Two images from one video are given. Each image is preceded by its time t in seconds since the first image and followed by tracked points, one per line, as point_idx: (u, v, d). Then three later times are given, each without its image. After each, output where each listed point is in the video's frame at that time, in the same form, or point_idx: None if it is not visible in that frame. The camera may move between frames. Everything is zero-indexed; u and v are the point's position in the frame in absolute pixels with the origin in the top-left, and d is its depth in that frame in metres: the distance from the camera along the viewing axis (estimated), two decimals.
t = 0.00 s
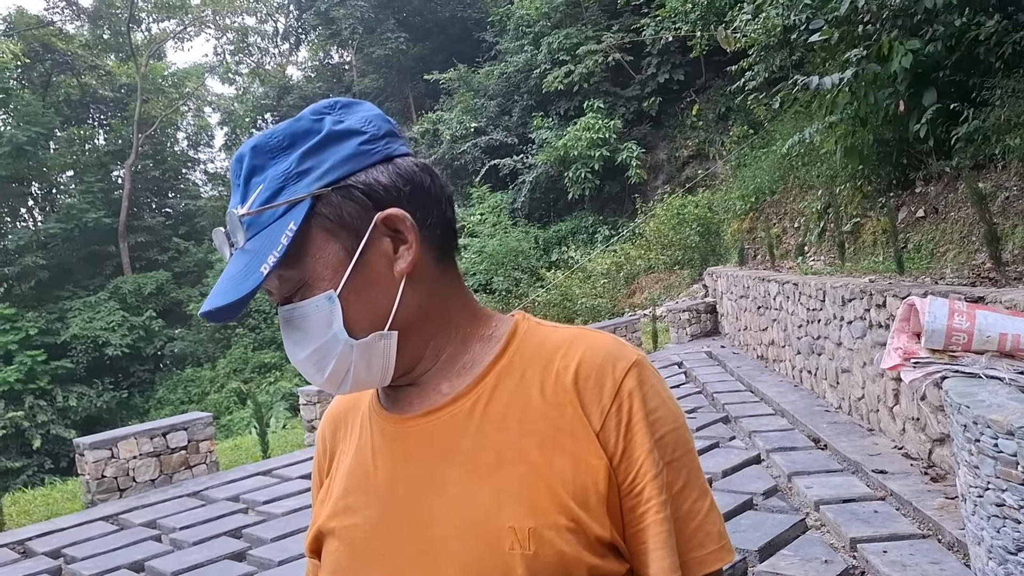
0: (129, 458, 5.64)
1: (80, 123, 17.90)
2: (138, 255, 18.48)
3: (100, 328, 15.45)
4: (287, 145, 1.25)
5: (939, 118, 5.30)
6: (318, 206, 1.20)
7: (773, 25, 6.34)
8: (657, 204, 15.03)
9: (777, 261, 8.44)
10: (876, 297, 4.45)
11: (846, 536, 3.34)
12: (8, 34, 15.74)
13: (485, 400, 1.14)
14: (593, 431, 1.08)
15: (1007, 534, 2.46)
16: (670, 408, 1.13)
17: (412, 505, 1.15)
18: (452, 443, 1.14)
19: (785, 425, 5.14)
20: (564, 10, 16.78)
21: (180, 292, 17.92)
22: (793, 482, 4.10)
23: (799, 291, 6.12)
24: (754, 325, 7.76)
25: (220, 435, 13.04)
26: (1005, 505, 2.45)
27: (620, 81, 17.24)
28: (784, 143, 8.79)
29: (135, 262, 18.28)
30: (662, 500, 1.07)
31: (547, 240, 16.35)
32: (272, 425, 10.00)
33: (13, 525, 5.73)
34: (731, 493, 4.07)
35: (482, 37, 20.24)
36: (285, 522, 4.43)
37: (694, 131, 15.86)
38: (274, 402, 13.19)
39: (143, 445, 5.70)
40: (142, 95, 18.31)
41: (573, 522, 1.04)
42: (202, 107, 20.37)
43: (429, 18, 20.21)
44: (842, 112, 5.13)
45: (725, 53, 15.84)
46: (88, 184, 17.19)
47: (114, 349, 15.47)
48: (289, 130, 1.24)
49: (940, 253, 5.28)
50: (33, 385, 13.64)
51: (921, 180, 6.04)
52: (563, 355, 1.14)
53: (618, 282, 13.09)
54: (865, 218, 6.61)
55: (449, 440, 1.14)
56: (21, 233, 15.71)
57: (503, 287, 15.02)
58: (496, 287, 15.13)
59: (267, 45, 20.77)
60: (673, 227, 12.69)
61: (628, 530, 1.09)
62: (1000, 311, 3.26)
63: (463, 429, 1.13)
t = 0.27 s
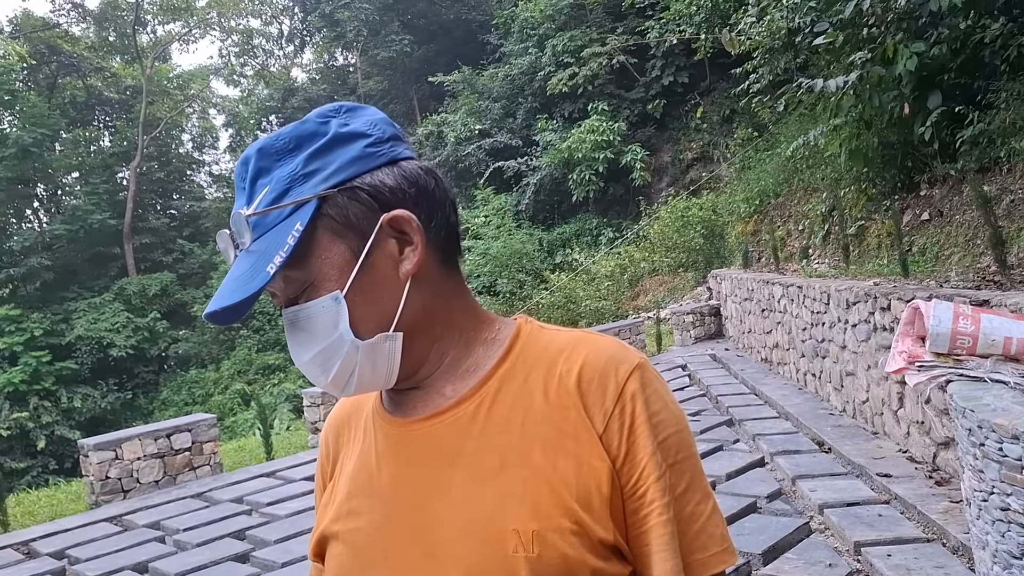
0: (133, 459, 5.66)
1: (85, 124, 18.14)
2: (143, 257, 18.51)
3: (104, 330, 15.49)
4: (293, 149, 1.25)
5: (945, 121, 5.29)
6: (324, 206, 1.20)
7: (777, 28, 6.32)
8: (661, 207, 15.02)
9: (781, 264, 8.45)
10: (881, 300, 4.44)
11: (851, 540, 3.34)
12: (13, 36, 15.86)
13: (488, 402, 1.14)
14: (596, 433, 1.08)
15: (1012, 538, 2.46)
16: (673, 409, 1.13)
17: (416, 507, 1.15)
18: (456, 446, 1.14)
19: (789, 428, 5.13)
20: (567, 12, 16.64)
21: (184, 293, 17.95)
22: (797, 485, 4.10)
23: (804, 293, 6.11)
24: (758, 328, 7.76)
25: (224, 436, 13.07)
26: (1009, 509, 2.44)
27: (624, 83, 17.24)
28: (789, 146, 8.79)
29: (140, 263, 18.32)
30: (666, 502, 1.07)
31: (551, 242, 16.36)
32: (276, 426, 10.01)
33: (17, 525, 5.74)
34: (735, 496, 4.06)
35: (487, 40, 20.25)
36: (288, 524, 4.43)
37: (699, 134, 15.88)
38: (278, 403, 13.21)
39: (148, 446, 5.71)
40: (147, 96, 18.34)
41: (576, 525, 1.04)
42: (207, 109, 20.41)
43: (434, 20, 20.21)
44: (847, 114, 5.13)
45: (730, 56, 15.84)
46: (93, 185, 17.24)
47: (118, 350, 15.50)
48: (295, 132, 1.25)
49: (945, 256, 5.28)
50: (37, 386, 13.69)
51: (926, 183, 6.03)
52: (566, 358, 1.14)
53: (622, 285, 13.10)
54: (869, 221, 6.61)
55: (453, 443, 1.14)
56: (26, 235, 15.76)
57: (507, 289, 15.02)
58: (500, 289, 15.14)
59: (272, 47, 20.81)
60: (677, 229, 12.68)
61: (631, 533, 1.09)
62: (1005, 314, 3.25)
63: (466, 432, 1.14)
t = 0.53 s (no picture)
0: (135, 461, 5.66)
1: (88, 126, 18.22)
2: (145, 259, 18.51)
3: (106, 331, 15.50)
4: (296, 150, 1.24)
5: (946, 123, 5.29)
6: (327, 208, 1.20)
7: (779, 30, 6.34)
8: (663, 209, 15.01)
9: (783, 266, 8.45)
10: (882, 302, 4.44)
11: (853, 543, 3.33)
12: (15, 39, 15.89)
13: (488, 406, 1.14)
14: (595, 437, 1.08)
15: (1014, 542, 2.45)
16: (671, 413, 1.14)
17: (416, 510, 1.15)
18: (454, 450, 1.14)
19: (791, 430, 5.13)
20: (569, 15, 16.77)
21: (186, 295, 17.96)
22: (799, 488, 4.09)
23: (805, 296, 6.11)
24: (759, 330, 7.75)
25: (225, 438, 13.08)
26: (1011, 512, 2.44)
27: (626, 86, 17.25)
28: (790, 148, 8.79)
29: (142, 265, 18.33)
30: (664, 505, 1.07)
31: (552, 244, 16.36)
32: (278, 429, 10.01)
33: (19, 528, 5.75)
34: (736, 499, 4.06)
35: (488, 42, 20.27)
36: (290, 526, 4.43)
37: (700, 136, 15.89)
38: (280, 405, 13.22)
39: (149, 448, 5.71)
40: (149, 99, 18.36)
41: (576, 528, 1.04)
42: (209, 111, 20.43)
43: (435, 22, 20.26)
44: (848, 116, 5.13)
45: (732, 58, 15.85)
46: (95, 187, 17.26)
47: (120, 352, 15.51)
48: (296, 134, 1.24)
49: (947, 258, 5.28)
50: (39, 388, 13.70)
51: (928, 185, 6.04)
52: (566, 361, 1.14)
53: (623, 287, 13.09)
54: (872, 223, 6.61)
55: (452, 446, 1.14)
56: (28, 236, 15.78)
57: (509, 290, 15.02)
58: (502, 291, 15.13)
59: (274, 50, 20.82)
60: (678, 231, 12.67)
61: (630, 537, 1.09)
62: (1006, 317, 3.25)
63: (465, 436, 1.14)
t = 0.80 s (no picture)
0: (136, 463, 5.66)
1: (89, 128, 18.16)
2: (146, 260, 18.52)
3: (107, 333, 15.50)
4: (303, 150, 1.24)
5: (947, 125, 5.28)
6: (334, 206, 1.20)
7: (781, 33, 6.34)
8: (664, 211, 15.02)
9: (784, 268, 8.46)
10: (883, 304, 4.44)
11: (854, 545, 3.32)
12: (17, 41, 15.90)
13: (487, 408, 1.14)
14: (595, 439, 1.08)
15: (1017, 545, 2.44)
16: (671, 415, 1.13)
17: (415, 512, 1.15)
18: (453, 451, 1.14)
19: (792, 432, 5.13)
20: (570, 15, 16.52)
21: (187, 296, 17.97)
22: (800, 490, 4.09)
23: (807, 297, 6.11)
24: (761, 332, 7.75)
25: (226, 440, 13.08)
26: (1014, 515, 2.43)
27: (627, 87, 17.24)
28: (791, 150, 8.79)
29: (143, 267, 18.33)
30: (664, 508, 1.07)
31: (553, 246, 16.36)
32: (279, 431, 10.01)
33: (20, 530, 5.75)
34: (737, 501, 4.06)
35: (490, 44, 20.28)
36: (290, 528, 4.43)
37: (701, 138, 15.88)
38: (281, 407, 13.22)
39: (150, 450, 5.71)
40: (151, 100, 18.36)
41: (575, 530, 1.04)
42: (210, 113, 20.43)
43: (436, 24, 20.24)
44: (849, 118, 5.13)
45: (733, 60, 15.85)
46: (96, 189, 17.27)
47: (121, 353, 15.52)
48: (305, 134, 1.24)
49: (948, 260, 5.28)
50: (40, 389, 13.70)
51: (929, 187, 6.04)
52: (565, 363, 1.15)
53: (624, 289, 13.09)
54: (873, 225, 6.63)
55: (452, 448, 1.14)
56: (29, 238, 15.78)
57: (510, 292, 15.01)
58: (503, 293, 15.12)
59: (275, 52, 20.83)
60: (680, 233, 12.66)
61: (630, 538, 1.09)
62: (1008, 319, 3.25)
63: (465, 437, 1.14)
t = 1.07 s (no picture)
0: (138, 461, 5.66)
1: (91, 128, 18.12)
2: (148, 260, 18.53)
3: (109, 332, 15.51)
4: (347, 123, 1.24)
5: (951, 125, 5.26)
6: (374, 175, 1.20)
7: (782, 32, 6.33)
8: (666, 211, 15.02)
9: (786, 268, 8.46)
10: (886, 304, 4.43)
11: (857, 545, 3.32)
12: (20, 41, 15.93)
13: (492, 401, 1.15)
14: (599, 434, 1.08)
15: (1021, 544, 2.44)
16: (676, 413, 1.13)
17: (419, 505, 1.15)
18: (457, 446, 1.14)
19: (794, 432, 5.12)
20: (573, 17, 16.73)
21: (189, 296, 17.98)
22: (802, 490, 4.08)
23: (809, 297, 6.10)
24: (763, 332, 7.75)
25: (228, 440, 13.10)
26: (1018, 514, 2.42)
27: (629, 88, 17.24)
28: (793, 150, 8.78)
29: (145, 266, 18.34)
30: (668, 503, 1.07)
31: (555, 246, 16.35)
32: (280, 431, 10.00)
33: (22, 528, 5.75)
34: (740, 501, 4.05)
35: (492, 44, 20.29)
36: (292, 528, 4.43)
37: (703, 138, 15.86)
38: (283, 407, 13.24)
39: (152, 449, 5.71)
40: (153, 100, 18.36)
41: (580, 524, 1.04)
42: (212, 113, 20.42)
43: (439, 24, 20.25)
44: (852, 118, 5.13)
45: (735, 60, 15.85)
46: (99, 188, 17.30)
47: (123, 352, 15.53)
48: (351, 108, 1.24)
49: (951, 261, 5.27)
50: (43, 389, 13.72)
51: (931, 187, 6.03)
52: (570, 358, 1.15)
53: (626, 288, 13.08)
54: (875, 225, 6.64)
55: (456, 443, 1.14)
56: (32, 238, 15.79)
57: (512, 292, 15.00)
58: (504, 293, 15.12)
59: (277, 51, 20.70)
60: (682, 233, 12.65)
61: (634, 534, 1.08)
62: (1012, 318, 3.25)
63: (470, 431, 1.14)
